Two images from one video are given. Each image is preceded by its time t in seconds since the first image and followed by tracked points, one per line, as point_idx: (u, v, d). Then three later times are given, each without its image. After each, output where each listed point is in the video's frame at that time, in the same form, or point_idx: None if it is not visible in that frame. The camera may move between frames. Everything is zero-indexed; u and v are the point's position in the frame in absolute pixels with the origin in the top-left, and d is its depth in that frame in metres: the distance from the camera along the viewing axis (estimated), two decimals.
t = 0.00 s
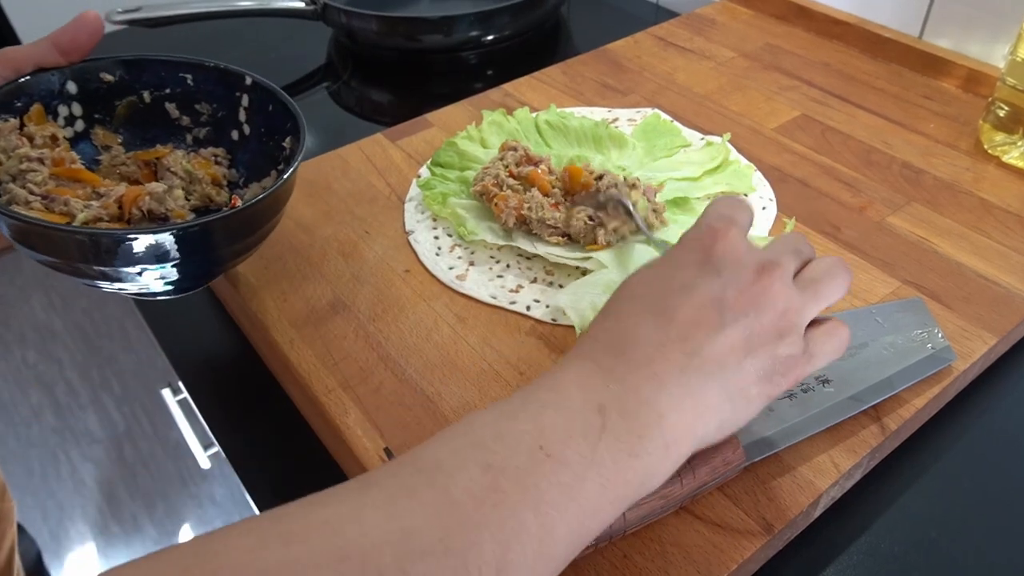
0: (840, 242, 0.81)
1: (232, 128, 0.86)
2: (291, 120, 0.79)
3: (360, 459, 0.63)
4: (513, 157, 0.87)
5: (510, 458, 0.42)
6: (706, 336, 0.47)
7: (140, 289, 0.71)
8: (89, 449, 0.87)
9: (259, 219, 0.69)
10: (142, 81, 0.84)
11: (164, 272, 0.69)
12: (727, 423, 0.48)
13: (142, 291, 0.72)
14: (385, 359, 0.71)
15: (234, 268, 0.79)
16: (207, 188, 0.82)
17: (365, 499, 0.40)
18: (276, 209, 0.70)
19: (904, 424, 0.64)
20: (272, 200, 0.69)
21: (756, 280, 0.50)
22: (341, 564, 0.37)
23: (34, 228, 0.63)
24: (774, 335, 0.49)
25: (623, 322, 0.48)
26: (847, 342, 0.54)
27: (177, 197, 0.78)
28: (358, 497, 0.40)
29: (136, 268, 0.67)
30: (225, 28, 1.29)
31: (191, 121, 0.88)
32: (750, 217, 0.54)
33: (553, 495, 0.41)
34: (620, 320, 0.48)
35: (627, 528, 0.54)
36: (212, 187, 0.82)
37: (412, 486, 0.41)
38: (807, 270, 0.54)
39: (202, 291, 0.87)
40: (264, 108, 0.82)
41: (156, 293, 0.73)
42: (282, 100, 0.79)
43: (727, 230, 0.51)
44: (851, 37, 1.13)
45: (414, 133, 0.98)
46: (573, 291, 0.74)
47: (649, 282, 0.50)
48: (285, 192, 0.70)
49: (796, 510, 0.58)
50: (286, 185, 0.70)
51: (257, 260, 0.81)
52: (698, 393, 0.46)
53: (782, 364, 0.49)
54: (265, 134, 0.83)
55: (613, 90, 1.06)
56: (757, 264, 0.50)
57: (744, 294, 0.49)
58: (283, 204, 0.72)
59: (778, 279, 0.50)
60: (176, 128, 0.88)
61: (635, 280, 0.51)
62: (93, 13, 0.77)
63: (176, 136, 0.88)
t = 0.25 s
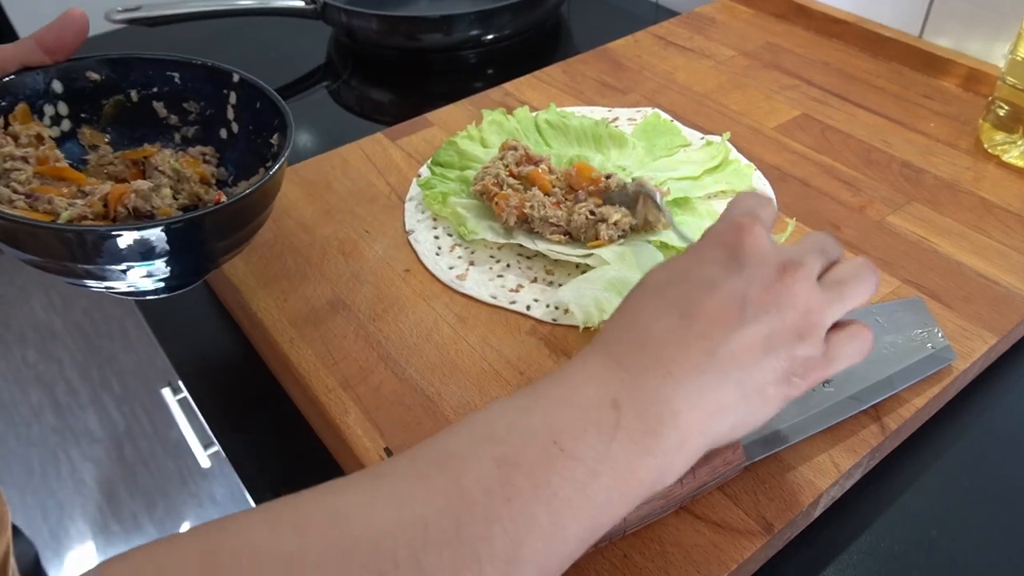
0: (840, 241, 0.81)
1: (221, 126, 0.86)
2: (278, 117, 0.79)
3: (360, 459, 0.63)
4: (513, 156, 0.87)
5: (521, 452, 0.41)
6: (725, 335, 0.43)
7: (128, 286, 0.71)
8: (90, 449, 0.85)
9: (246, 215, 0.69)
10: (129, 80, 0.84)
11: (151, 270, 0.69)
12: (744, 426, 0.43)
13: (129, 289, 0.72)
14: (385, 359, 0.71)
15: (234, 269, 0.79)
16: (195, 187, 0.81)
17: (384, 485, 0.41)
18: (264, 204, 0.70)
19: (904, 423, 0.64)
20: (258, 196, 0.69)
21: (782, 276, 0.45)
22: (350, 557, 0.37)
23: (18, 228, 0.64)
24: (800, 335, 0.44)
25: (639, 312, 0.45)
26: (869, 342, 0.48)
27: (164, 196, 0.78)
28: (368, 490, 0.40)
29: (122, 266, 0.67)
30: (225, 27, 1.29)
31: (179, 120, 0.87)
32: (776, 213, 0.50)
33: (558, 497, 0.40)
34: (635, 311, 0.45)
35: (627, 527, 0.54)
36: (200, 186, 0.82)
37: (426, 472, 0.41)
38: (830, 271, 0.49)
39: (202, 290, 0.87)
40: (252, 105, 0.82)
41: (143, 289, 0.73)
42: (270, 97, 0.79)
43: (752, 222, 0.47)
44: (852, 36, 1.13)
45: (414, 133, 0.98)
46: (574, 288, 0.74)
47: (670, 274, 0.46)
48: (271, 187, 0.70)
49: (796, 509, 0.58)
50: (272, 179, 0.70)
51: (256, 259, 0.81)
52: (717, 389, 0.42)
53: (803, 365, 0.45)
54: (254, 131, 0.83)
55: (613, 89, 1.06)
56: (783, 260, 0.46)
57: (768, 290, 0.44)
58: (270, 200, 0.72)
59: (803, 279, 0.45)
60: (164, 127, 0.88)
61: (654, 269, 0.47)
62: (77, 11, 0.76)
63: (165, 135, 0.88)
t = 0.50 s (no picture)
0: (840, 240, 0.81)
1: (202, 118, 0.86)
2: (260, 107, 0.79)
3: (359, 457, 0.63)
4: (513, 156, 0.87)
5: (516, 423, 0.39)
6: (732, 300, 0.41)
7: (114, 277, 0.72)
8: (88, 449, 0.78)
9: (231, 205, 0.70)
10: (108, 73, 0.85)
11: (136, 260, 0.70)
12: (746, 391, 0.41)
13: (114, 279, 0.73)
14: (384, 357, 0.71)
15: (234, 268, 0.79)
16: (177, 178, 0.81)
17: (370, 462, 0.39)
18: (247, 193, 0.71)
19: (903, 421, 0.64)
20: (240, 186, 0.69)
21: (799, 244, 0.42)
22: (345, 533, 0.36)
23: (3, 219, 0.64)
24: (810, 303, 0.41)
25: (646, 274, 0.42)
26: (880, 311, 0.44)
27: (147, 187, 0.78)
28: (350, 470, 0.39)
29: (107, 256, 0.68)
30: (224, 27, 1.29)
31: (160, 113, 0.88)
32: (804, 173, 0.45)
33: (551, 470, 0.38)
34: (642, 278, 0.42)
35: (628, 526, 0.54)
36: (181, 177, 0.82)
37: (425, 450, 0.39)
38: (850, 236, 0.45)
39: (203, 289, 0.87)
40: (234, 96, 0.83)
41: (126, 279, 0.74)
42: (251, 87, 0.80)
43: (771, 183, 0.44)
44: (851, 35, 1.13)
45: (414, 132, 0.98)
46: (573, 289, 0.75)
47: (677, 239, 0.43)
48: (254, 175, 0.70)
49: (796, 507, 0.58)
50: (256, 167, 0.70)
51: (255, 259, 0.81)
52: (716, 357, 0.40)
53: (811, 332, 0.42)
54: (235, 122, 0.83)
55: (613, 89, 1.06)
56: (798, 226, 0.43)
57: (782, 258, 0.41)
58: (253, 190, 0.72)
59: (823, 244, 0.42)
60: (146, 121, 0.88)
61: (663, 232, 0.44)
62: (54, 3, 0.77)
63: (148, 129, 0.89)
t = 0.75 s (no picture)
0: (838, 239, 0.82)
1: (195, 118, 0.87)
2: (252, 106, 0.79)
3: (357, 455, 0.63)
4: (513, 156, 0.87)
5: (534, 442, 0.41)
6: (731, 342, 0.43)
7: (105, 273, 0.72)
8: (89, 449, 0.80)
9: (221, 201, 0.70)
10: (100, 73, 0.85)
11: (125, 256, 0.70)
12: (743, 433, 0.43)
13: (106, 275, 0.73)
14: (383, 357, 0.71)
15: (234, 267, 0.80)
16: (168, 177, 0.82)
17: (370, 483, 0.40)
18: (238, 189, 0.71)
19: (901, 420, 0.64)
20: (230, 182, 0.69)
21: (797, 292, 0.44)
22: (336, 552, 0.37)
23: None
24: (803, 350, 0.43)
25: (653, 316, 0.45)
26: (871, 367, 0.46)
27: (138, 185, 0.78)
28: (366, 483, 0.40)
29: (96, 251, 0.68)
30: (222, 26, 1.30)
31: (153, 114, 0.88)
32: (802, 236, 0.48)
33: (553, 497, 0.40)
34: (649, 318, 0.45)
35: (626, 524, 0.55)
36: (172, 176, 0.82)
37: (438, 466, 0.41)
38: (847, 292, 0.47)
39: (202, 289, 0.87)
40: (226, 96, 0.83)
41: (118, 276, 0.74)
42: (243, 86, 0.80)
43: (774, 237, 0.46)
44: (850, 35, 1.13)
45: (413, 132, 0.98)
46: (572, 291, 0.74)
47: (681, 286, 0.45)
48: (245, 172, 0.71)
49: (793, 506, 0.58)
50: (246, 163, 0.70)
51: (255, 258, 0.81)
52: (714, 398, 0.42)
53: (806, 380, 0.44)
54: (228, 121, 0.83)
55: (612, 89, 1.06)
56: (797, 274, 0.45)
57: (781, 308, 0.43)
58: (245, 185, 0.72)
59: (821, 296, 0.44)
60: (138, 121, 0.89)
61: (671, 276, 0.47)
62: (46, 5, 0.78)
63: (141, 129, 0.89)
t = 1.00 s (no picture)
0: (837, 240, 0.82)
1: (197, 122, 0.87)
2: (255, 111, 0.80)
3: (358, 451, 0.64)
4: (513, 156, 0.87)
5: (471, 508, 0.44)
6: (681, 394, 0.48)
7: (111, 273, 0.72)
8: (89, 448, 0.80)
9: (227, 204, 0.70)
10: (104, 78, 0.85)
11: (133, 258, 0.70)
12: (689, 481, 0.48)
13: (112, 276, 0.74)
14: (384, 355, 0.71)
15: (235, 266, 0.80)
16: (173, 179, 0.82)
17: (338, 539, 0.43)
18: (243, 192, 0.71)
19: (899, 419, 0.65)
20: (236, 185, 0.70)
21: (743, 346, 0.50)
22: None
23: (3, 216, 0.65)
24: (755, 399, 0.50)
25: (605, 366, 0.49)
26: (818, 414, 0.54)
27: (145, 187, 0.78)
28: (323, 543, 0.42)
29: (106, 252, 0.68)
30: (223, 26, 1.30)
31: (155, 118, 0.88)
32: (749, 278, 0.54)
33: (511, 542, 0.43)
34: (598, 367, 0.49)
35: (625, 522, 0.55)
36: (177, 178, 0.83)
37: (375, 534, 0.42)
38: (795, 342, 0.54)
39: (203, 288, 0.88)
40: (228, 100, 0.83)
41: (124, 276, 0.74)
42: (245, 91, 0.80)
43: (725, 286, 0.52)
44: (848, 36, 1.14)
45: (414, 132, 0.98)
46: (574, 290, 0.74)
47: (635, 331, 0.50)
48: (250, 174, 0.71)
49: (792, 504, 0.59)
50: (252, 166, 0.71)
51: (256, 257, 0.82)
52: (665, 447, 0.46)
53: (752, 426, 0.50)
54: (230, 125, 0.84)
55: (612, 89, 1.06)
56: (748, 328, 0.51)
57: (730, 356, 0.49)
58: (250, 187, 0.73)
59: (765, 348, 0.51)
60: (141, 125, 0.89)
61: (623, 327, 0.51)
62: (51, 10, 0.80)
63: (144, 133, 0.89)
